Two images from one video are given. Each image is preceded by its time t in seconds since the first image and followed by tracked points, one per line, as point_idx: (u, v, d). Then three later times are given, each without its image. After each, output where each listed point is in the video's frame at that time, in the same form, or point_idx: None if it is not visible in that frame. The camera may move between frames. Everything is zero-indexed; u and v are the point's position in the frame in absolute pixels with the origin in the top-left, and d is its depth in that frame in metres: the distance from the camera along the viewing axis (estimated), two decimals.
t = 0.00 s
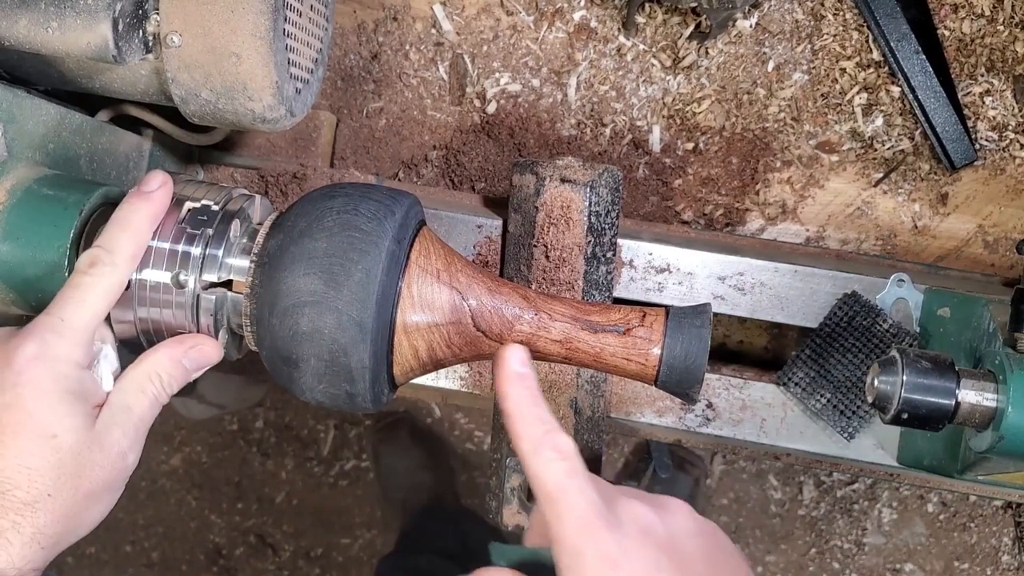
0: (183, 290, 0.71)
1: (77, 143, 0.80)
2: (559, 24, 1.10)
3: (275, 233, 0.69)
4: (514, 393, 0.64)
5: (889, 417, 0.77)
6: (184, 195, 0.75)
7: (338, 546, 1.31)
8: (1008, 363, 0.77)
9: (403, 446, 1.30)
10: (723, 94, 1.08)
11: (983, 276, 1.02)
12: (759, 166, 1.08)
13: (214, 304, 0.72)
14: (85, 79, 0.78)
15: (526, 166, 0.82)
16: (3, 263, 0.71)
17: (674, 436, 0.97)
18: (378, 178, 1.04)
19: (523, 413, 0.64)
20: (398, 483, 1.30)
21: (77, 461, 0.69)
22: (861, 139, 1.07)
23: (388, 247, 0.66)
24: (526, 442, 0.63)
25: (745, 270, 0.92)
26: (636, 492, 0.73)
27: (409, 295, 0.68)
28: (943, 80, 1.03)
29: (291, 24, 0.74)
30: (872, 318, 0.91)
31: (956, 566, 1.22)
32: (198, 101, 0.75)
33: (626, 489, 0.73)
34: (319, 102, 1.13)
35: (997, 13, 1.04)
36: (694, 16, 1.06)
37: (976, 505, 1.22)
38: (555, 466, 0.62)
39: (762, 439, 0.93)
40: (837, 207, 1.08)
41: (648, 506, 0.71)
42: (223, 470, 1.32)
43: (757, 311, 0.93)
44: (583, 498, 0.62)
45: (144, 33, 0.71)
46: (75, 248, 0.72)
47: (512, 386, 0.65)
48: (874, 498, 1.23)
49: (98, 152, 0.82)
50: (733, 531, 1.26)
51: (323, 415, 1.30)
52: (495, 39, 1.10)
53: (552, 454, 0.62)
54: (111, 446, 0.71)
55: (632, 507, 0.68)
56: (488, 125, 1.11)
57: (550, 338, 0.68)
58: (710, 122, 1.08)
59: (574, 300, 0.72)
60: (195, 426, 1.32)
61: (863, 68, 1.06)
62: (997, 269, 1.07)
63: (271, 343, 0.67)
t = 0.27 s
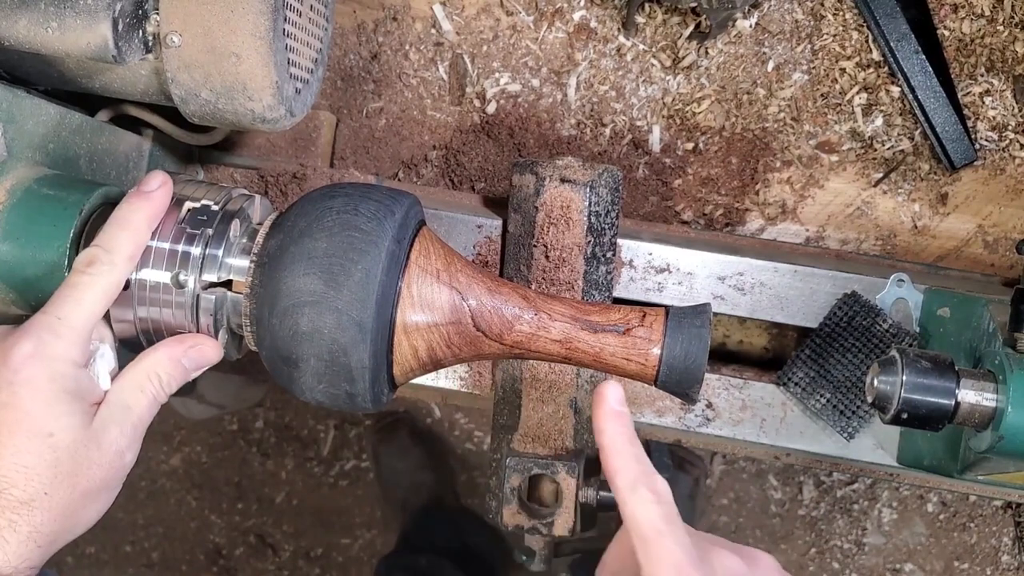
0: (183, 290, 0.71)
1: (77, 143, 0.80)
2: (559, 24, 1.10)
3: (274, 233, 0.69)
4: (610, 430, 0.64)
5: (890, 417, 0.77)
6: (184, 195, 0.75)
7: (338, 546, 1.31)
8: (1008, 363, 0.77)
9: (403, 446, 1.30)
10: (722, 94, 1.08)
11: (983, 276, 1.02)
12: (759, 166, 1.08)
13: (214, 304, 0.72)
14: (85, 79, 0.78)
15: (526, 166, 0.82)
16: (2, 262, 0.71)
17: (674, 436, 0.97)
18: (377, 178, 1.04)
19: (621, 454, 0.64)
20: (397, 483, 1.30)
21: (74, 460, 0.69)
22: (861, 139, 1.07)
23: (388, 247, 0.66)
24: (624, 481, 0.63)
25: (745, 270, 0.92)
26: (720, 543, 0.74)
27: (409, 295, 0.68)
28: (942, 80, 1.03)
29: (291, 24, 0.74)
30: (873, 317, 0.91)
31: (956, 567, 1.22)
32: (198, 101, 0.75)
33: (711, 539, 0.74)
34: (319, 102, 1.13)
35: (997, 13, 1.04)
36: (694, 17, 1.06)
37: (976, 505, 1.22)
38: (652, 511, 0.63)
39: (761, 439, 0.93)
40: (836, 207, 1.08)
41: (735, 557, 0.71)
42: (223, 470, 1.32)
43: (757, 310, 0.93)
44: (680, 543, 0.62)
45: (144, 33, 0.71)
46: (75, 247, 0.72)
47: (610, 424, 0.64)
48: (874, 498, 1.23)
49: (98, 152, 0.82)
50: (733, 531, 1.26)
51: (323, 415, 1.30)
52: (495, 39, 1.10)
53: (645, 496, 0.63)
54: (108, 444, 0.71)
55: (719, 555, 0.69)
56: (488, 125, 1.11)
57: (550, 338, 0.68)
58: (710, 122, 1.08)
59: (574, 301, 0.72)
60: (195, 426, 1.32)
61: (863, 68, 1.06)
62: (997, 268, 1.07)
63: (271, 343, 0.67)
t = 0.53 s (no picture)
0: (183, 290, 0.71)
1: (77, 143, 0.80)
2: (558, 24, 1.10)
3: (274, 234, 0.69)
4: (489, 402, 0.61)
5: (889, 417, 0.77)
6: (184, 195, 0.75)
7: (338, 546, 1.31)
8: (1008, 363, 0.77)
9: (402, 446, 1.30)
10: (722, 94, 1.08)
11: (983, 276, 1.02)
12: (759, 166, 1.08)
13: (214, 304, 0.72)
14: (85, 79, 0.78)
15: (526, 166, 0.82)
16: (2, 262, 0.71)
17: (674, 436, 0.97)
18: (377, 178, 1.04)
19: (500, 423, 0.61)
20: (397, 483, 1.30)
21: (75, 459, 0.70)
22: (861, 139, 1.07)
23: (388, 247, 0.66)
24: (505, 451, 0.60)
25: (744, 270, 0.92)
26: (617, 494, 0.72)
27: (409, 295, 0.68)
28: (942, 80, 1.03)
29: (291, 24, 0.74)
30: (873, 317, 0.91)
31: (956, 567, 1.22)
32: (197, 101, 0.75)
33: (608, 490, 0.72)
34: (319, 102, 1.13)
35: (996, 13, 1.04)
36: (694, 17, 1.06)
37: (976, 505, 1.22)
38: (541, 479, 0.60)
39: (762, 439, 0.93)
40: (836, 207, 1.08)
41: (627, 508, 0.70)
42: (223, 470, 1.32)
43: (757, 310, 0.93)
44: (568, 512, 0.60)
45: (144, 33, 0.71)
46: (75, 247, 0.72)
47: (490, 396, 0.61)
48: (874, 498, 1.23)
49: (98, 152, 0.82)
50: (733, 531, 1.25)
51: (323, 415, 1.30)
52: (495, 39, 1.11)
53: (534, 465, 0.60)
54: (109, 443, 0.71)
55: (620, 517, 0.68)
56: (488, 126, 1.11)
57: (550, 338, 0.68)
58: (710, 122, 1.08)
59: (574, 301, 0.72)
60: (195, 427, 1.32)
61: (862, 68, 1.06)
62: (997, 268, 1.07)
63: (270, 343, 0.67)
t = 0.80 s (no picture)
0: (183, 290, 0.71)
1: (76, 143, 0.80)
2: (558, 24, 1.10)
3: (274, 234, 0.69)
4: (523, 424, 0.59)
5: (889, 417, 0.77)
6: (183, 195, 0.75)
7: (338, 546, 1.31)
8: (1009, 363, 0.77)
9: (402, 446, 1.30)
10: (722, 94, 1.08)
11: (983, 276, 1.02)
12: (758, 166, 1.08)
13: (214, 304, 0.72)
14: (85, 79, 0.78)
15: (525, 166, 0.82)
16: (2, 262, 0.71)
17: (674, 436, 0.97)
18: (377, 178, 1.04)
19: (537, 446, 0.59)
20: (397, 483, 1.30)
21: (76, 457, 0.70)
22: (861, 139, 1.07)
23: (388, 247, 0.66)
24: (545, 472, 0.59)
25: (744, 270, 0.92)
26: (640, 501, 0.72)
27: (409, 296, 0.68)
28: (942, 80, 1.03)
29: (290, 24, 0.74)
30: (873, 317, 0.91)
31: (956, 566, 1.22)
32: (197, 101, 0.75)
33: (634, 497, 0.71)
34: (319, 102, 1.13)
35: (996, 13, 1.04)
36: (693, 17, 1.06)
37: (976, 505, 1.22)
38: (583, 497, 0.59)
39: (762, 438, 0.93)
40: (836, 207, 1.08)
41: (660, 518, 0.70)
42: (223, 470, 1.32)
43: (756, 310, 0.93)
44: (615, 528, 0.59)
45: (143, 33, 0.71)
46: (75, 247, 0.72)
47: (522, 419, 0.59)
48: (874, 498, 1.23)
49: (97, 153, 0.82)
50: (733, 531, 1.25)
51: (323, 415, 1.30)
52: (494, 39, 1.10)
53: (575, 483, 0.59)
54: (108, 441, 0.72)
55: (654, 524, 0.68)
56: (488, 126, 1.11)
57: (550, 338, 0.68)
58: (710, 122, 1.08)
59: (574, 301, 0.72)
60: (195, 427, 1.32)
61: (862, 68, 1.06)
62: (997, 268, 1.07)
63: (271, 343, 0.67)
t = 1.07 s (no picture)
0: (183, 290, 0.71)
1: (76, 144, 0.80)
2: (558, 24, 1.10)
3: (274, 234, 0.69)
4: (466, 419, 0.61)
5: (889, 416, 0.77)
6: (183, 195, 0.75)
7: (338, 546, 1.31)
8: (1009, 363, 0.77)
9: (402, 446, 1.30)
10: (722, 94, 1.08)
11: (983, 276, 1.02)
12: (759, 166, 1.08)
13: (214, 304, 0.72)
14: (85, 79, 0.78)
15: (525, 166, 0.82)
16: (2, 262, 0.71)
17: (674, 436, 0.97)
18: (377, 178, 1.04)
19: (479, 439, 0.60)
20: (397, 482, 1.30)
21: (76, 455, 0.70)
22: (861, 139, 1.07)
23: (388, 248, 0.66)
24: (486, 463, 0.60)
25: (744, 270, 0.92)
26: (602, 488, 0.71)
27: (409, 296, 0.68)
28: (942, 80, 1.03)
29: (290, 24, 0.74)
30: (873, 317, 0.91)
31: (956, 566, 1.22)
32: (198, 101, 0.75)
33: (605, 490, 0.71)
34: (319, 102, 1.13)
35: (996, 13, 1.04)
36: (693, 17, 1.06)
37: (976, 505, 1.22)
38: (521, 487, 0.59)
39: (762, 438, 0.93)
40: (836, 207, 1.08)
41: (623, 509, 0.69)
42: (222, 470, 1.32)
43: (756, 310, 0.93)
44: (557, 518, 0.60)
45: (143, 33, 0.71)
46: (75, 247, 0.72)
47: (464, 414, 0.61)
48: (874, 498, 1.23)
49: (97, 153, 0.82)
50: (733, 531, 1.25)
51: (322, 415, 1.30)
52: (494, 39, 1.10)
53: (516, 474, 0.59)
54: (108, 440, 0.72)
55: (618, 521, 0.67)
56: (488, 126, 1.11)
57: (550, 338, 0.68)
58: (710, 122, 1.08)
59: (574, 300, 0.72)
60: (195, 427, 1.32)
61: (862, 68, 1.06)
62: (997, 268, 1.07)
63: (270, 343, 0.67)
